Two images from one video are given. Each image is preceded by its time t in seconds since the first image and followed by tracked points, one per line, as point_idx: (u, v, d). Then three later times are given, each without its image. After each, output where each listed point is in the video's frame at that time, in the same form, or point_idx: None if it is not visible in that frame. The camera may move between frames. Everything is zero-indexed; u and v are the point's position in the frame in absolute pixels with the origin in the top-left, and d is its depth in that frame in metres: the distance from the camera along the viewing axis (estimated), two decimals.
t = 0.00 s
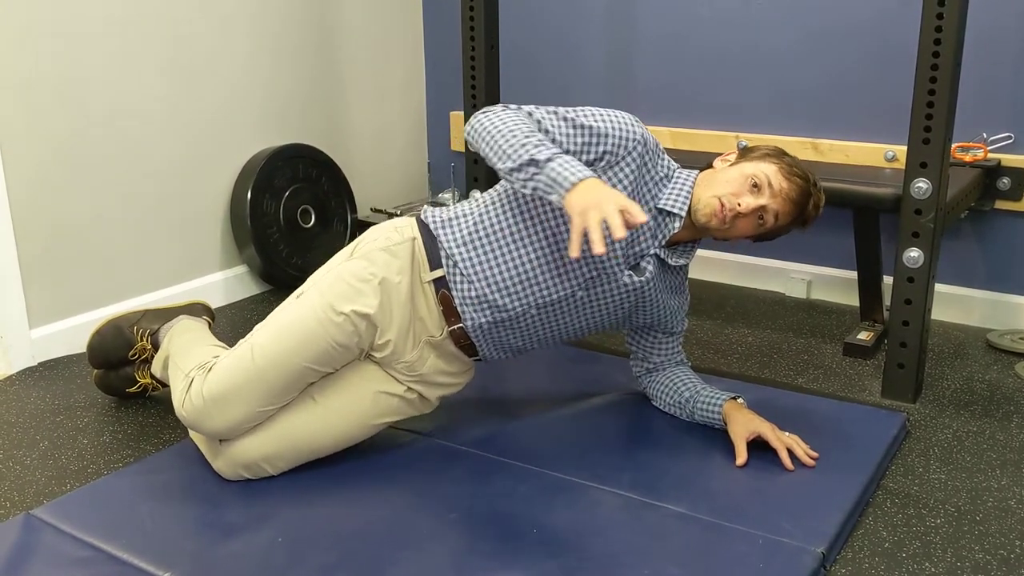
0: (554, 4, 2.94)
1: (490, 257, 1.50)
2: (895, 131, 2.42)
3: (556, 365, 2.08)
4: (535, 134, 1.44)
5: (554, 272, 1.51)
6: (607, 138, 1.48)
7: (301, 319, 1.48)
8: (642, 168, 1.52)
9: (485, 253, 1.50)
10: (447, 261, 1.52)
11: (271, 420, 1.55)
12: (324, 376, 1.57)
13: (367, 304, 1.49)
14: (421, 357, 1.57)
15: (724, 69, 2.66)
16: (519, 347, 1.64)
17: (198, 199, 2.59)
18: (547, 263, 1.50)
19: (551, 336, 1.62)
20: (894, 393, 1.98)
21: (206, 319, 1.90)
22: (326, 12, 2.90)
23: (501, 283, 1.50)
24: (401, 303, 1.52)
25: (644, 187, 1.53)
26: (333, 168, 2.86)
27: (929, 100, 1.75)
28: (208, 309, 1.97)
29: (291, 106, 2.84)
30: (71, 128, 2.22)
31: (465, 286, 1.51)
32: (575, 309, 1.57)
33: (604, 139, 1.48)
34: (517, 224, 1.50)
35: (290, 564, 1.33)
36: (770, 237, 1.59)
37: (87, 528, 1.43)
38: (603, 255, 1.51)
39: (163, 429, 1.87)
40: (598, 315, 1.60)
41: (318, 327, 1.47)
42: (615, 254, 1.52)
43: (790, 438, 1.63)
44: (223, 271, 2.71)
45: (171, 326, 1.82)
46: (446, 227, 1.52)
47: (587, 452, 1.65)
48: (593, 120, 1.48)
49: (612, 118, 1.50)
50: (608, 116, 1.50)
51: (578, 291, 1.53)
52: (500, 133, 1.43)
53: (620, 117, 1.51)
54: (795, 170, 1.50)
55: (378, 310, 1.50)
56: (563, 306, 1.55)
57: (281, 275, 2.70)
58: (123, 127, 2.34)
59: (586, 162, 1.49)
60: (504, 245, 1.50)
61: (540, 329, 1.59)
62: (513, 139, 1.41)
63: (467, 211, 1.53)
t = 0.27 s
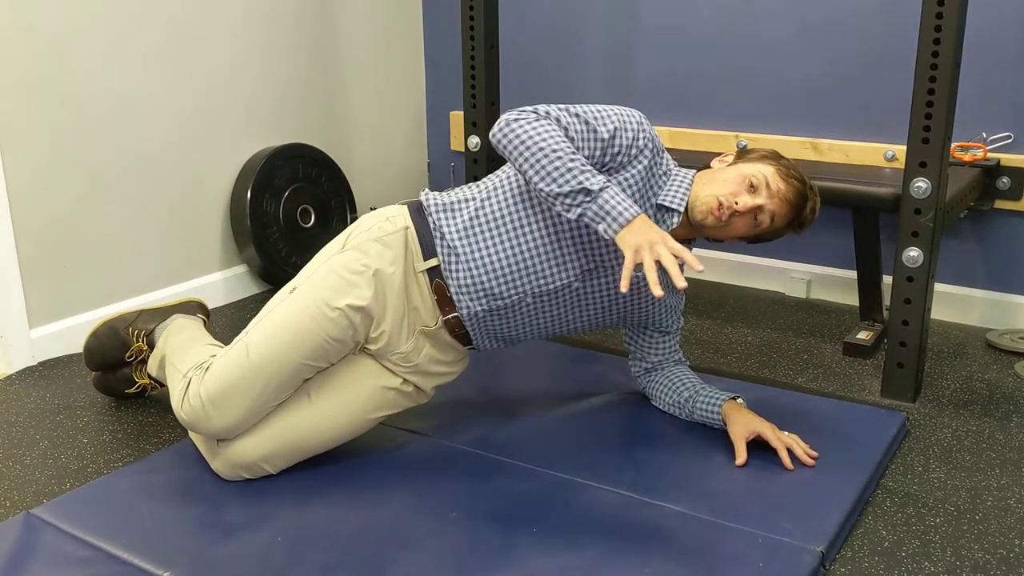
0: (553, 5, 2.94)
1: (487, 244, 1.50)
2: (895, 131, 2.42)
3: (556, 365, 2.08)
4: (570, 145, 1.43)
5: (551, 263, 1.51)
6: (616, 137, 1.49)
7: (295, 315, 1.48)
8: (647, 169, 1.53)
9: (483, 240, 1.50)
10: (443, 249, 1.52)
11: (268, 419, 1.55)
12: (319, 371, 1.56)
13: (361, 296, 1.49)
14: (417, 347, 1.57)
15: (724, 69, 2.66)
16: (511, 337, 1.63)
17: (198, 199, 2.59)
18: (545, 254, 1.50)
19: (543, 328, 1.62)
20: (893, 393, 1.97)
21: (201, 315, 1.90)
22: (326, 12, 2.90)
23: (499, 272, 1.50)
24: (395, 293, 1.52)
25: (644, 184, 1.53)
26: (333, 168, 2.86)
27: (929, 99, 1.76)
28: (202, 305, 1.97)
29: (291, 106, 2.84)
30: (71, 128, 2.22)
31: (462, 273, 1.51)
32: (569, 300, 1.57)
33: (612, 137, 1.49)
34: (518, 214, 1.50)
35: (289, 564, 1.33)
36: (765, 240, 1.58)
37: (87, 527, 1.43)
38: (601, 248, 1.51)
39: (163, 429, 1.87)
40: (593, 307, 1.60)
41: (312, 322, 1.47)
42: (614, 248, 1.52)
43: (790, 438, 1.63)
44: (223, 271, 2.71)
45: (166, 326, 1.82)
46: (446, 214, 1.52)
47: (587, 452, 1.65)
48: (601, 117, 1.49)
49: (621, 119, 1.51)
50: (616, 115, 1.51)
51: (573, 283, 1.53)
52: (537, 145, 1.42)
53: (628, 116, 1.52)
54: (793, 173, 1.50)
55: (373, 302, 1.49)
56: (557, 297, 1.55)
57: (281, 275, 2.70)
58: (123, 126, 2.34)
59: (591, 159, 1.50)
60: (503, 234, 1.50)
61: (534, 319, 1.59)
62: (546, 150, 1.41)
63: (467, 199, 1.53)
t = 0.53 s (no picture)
0: (553, 5, 2.95)
1: (492, 251, 1.50)
2: (894, 131, 2.42)
3: (556, 365, 2.09)
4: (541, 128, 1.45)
5: (557, 267, 1.51)
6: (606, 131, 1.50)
7: (301, 318, 1.48)
8: (642, 163, 1.52)
9: (487, 247, 1.50)
10: (448, 256, 1.52)
11: (270, 420, 1.56)
12: (323, 375, 1.57)
13: (369, 302, 1.49)
14: (422, 355, 1.57)
15: (724, 69, 2.66)
16: (523, 343, 1.63)
17: (198, 199, 2.59)
18: (550, 257, 1.50)
19: (553, 332, 1.62)
20: (893, 393, 1.98)
21: (204, 317, 1.90)
22: (326, 12, 2.90)
23: (504, 278, 1.50)
24: (401, 300, 1.52)
25: (646, 181, 1.53)
26: (333, 168, 2.86)
27: (929, 99, 1.75)
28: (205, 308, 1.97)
29: (291, 106, 2.84)
30: (71, 129, 2.23)
31: (467, 281, 1.51)
32: (577, 303, 1.57)
33: (602, 133, 1.50)
34: (520, 219, 1.50)
35: (289, 564, 1.33)
36: (773, 236, 1.58)
37: (87, 527, 1.44)
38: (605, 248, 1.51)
39: (163, 429, 1.87)
40: (600, 309, 1.59)
41: (317, 326, 1.47)
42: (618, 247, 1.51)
43: (789, 438, 1.63)
44: (223, 271, 2.71)
45: (169, 326, 1.82)
46: (448, 223, 1.52)
47: (587, 452, 1.65)
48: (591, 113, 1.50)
49: (610, 114, 1.51)
50: (609, 112, 1.51)
51: (580, 285, 1.53)
52: (504, 123, 1.44)
53: (619, 111, 1.52)
54: (796, 167, 1.50)
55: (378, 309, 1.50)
56: (565, 300, 1.55)
57: (281, 275, 2.70)
58: (122, 126, 2.34)
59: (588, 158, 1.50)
60: (506, 239, 1.50)
61: (543, 324, 1.59)
62: (511, 128, 1.43)
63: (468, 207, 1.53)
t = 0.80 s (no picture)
0: (553, 5, 2.95)
1: (495, 264, 1.51)
2: (894, 131, 2.42)
3: (556, 365, 2.09)
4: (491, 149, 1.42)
5: (560, 276, 1.51)
6: (598, 137, 1.49)
7: (308, 325, 1.48)
8: (637, 164, 1.52)
9: (490, 261, 1.51)
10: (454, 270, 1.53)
11: (274, 423, 1.55)
12: (329, 381, 1.57)
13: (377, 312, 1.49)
14: (429, 366, 1.56)
15: (724, 69, 2.66)
16: (532, 354, 1.64)
17: (198, 199, 2.59)
18: (552, 267, 1.51)
19: (560, 340, 1.62)
20: (893, 393, 1.98)
21: (206, 318, 1.90)
22: (326, 12, 2.90)
23: (508, 290, 1.51)
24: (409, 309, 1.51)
25: (645, 185, 1.53)
26: (333, 168, 2.86)
27: (929, 99, 1.76)
28: (207, 310, 1.97)
29: (291, 106, 2.84)
30: (71, 129, 2.23)
31: (472, 295, 1.52)
32: (583, 310, 1.57)
33: (594, 139, 1.49)
34: (521, 232, 1.51)
35: (290, 564, 1.33)
36: (778, 234, 1.58)
37: (87, 527, 1.44)
38: (606, 253, 1.52)
39: (163, 429, 1.87)
40: (604, 315, 1.60)
41: (324, 332, 1.47)
42: (619, 251, 1.52)
43: (789, 438, 1.63)
44: (223, 271, 2.71)
45: (171, 326, 1.81)
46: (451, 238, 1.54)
47: (587, 452, 1.65)
48: (582, 119, 1.49)
49: (600, 121, 1.50)
50: (601, 117, 1.50)
51: (584, 292, 1.54)
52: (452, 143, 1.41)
53: (609, 116, 1.51)
54: (799, 165, 1.50)
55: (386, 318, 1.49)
56: (571, 307, 1.55)
57: (280, 275, 2.70)
58: (122, 127, 2.34)
59: (584, 166, 1.50)
60: (508, 252, 1.51)
61: (550, 334, 1.59)
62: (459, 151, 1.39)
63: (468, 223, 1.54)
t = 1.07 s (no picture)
0: (553, 5, 2.95)
1: (488, 263, 1.51)
2: (893, 131, 2.42)
3: (556, 365, 2.09)
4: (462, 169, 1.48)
5: (554, 275, 1.52)
6: (597, 140, 1.49)
7: (301, 322, 1.48)
8: (636, 167, 1.53)
9: (483, 258, 1.52)
10: (449, 263, 1.53)
11: (270, 421, 1.55)
12: (323, 377, 1.56)
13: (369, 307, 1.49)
14: (422, 360, 1.56)
15: (724, 69, 2.66)
16: (523, 350, 1.64)
17: (197, 199, 2.59)
18: (547, 266, 1.51)
19: (553, 338, 1.62)
20: (892, 393, 1.98)
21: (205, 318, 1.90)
22: (326, 12, 2.90)
23: (501, 286, 1.51)
24: (402, 303, 1.51)
25: (642, 187, 1.53)
26: (333, 168, 2.86)
27: (928, 99, 1.76)
28: (207, 309, 1.97)
29: (291, 106, 2.84)
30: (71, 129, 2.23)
31: (466, 291, 1.52)
32: (576, 309, 1.57)
33: (593, 142, 1.49)
34: (516, 231, 1.51)
35: (289, 564, 1.33)
36: (778, 238, 1.58)
37: (86, 527, 1.44)
38: (601, 255, 1.52)
39: (162, 429, 1.87)
40: (598, 314, 1.60)
41: (318, 329, 1.47)
42: (614, 253, 1.52)
43: (789, 438, 1.63)
44: (222, 271, 2.71)
45: (170, 326, 1.81)
46: (445, 230, 1.54)
47: (586, 452, 1.65)
48: (581, 121, 1.50)
49: (595, 125, 1.50)
50: (600, 119, 1.50)
51: (578, 291, 1.54)
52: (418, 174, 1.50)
53: (608, 118, 1.51)
54: (800, 170, 1.50)
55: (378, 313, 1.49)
56: (564, 306, 1.55)
57: (280, 275, 2.70)
58: (122, 127, 2.34)
59: (581, 169, 1.50)
60: (502, 250, 1.51)
61: (541, 331, 1.59)
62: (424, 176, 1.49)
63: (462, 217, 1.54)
